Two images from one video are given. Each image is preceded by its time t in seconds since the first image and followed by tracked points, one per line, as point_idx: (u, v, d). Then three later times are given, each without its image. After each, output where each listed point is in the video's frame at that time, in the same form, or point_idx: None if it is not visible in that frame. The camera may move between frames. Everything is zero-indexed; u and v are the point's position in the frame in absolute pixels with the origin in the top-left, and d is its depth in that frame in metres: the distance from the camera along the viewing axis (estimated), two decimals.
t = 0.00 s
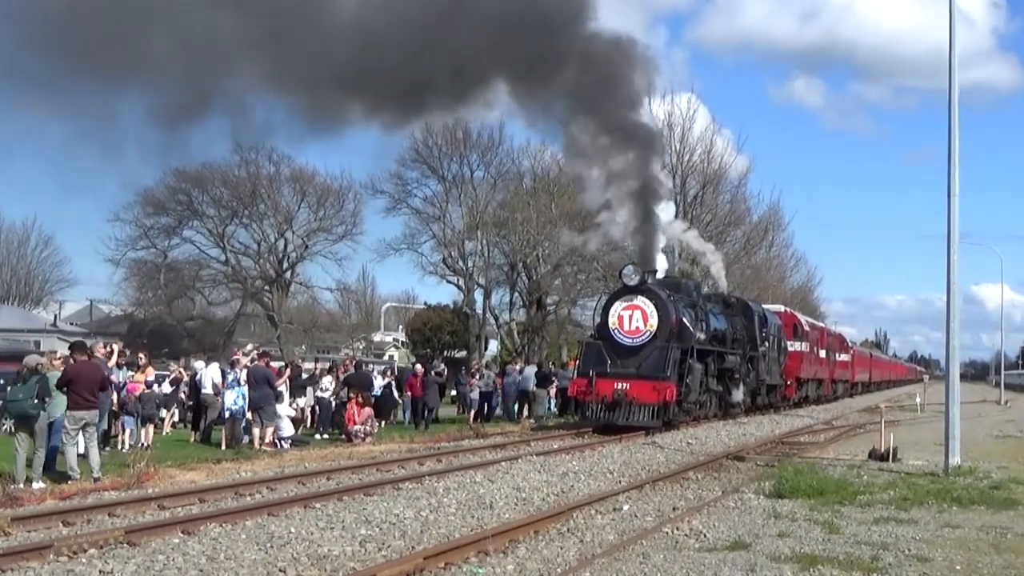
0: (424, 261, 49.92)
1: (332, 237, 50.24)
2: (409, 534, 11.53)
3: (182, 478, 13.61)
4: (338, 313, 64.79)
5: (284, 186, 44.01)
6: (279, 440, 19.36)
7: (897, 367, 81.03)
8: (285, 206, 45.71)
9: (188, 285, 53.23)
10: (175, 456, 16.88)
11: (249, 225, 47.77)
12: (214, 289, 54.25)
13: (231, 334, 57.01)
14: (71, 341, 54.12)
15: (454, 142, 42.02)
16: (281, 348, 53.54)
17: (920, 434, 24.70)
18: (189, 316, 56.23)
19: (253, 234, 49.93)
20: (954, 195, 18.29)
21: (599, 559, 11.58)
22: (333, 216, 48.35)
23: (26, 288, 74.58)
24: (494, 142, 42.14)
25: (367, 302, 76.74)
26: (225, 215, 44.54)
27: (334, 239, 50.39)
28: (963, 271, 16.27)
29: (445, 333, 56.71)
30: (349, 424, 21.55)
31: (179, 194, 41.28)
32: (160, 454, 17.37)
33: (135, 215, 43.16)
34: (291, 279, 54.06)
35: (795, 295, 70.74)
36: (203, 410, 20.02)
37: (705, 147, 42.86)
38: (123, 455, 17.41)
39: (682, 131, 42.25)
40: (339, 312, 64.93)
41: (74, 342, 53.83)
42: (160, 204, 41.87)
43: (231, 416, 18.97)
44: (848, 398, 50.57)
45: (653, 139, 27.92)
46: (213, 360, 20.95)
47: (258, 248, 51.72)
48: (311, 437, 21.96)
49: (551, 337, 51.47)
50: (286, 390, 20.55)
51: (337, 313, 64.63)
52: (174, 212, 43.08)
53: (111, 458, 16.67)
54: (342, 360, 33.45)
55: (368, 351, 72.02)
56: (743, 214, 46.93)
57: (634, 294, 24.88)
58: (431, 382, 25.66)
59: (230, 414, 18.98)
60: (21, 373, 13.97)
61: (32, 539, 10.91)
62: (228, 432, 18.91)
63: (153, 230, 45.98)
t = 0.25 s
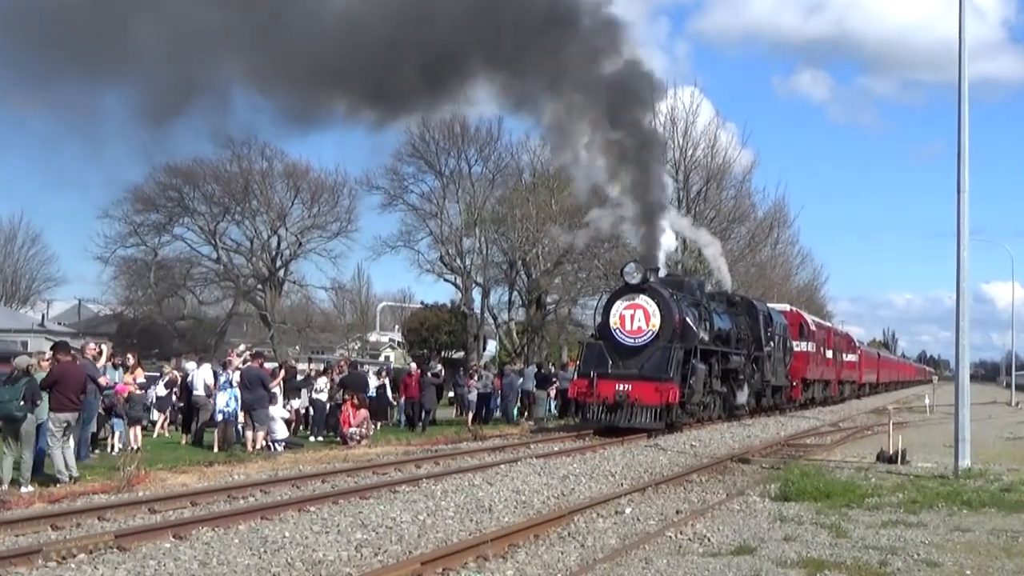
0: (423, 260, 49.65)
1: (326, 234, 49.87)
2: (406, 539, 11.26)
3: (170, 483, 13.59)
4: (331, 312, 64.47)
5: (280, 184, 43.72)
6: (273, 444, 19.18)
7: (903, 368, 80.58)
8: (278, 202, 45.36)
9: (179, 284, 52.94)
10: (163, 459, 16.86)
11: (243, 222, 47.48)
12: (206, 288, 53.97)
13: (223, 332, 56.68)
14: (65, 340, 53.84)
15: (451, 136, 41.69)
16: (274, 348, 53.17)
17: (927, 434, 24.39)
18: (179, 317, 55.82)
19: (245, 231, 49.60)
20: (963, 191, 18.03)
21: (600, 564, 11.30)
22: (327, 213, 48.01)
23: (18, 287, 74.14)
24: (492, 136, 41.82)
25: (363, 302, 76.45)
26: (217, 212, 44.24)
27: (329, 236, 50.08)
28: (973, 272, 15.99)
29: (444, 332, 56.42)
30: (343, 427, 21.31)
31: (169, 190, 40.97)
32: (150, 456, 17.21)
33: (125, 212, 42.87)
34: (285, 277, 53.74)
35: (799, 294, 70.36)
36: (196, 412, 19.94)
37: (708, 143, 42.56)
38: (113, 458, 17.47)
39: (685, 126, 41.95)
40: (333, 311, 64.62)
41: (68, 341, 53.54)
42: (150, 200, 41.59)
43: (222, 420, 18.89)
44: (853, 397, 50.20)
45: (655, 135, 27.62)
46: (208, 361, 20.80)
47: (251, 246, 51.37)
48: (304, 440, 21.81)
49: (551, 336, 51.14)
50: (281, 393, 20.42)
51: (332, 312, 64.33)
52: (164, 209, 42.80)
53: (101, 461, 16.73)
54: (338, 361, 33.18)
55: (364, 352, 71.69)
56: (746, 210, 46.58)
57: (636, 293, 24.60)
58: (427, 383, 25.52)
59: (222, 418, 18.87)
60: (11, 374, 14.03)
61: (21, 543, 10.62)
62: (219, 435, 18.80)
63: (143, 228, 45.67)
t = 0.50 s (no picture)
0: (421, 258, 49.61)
1: (325, 232, 49.84)
2: (405, 538, 11.24)
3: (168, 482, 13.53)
4: (329, 311, 64.45)
5: (277, 182, 43.66)
6: (271, 441, 19.14)
7: (903, 367, 80.50)
8: (276, 201, 45.30)
9: (178, 283, 52.89)
10: (162, 458, 16.70)
11: (240, 220, 47.44)
12: (203, 286, 53.88)
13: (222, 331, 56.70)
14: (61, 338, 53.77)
15: (449, 134, 41.65)
16: (272, 346, 53.16)
17: (926, 434, 24.36)
18: (178, 315, 55.92)
19: (243, 230, 49.52)
20: (963, 189, 17.99)
21: (599, 564, 11.27)
22: (325, 211, 47.94)
23: (16, 286, 73.91)
24: (491, 134, 41.74)
25: (361, 301, 76.38)
26: (215, 210, 44.18)
27: (327, 234, 50.05)
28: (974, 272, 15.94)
29: (442, 330, 56.38)
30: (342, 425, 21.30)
31: (167, 188, 40.92)
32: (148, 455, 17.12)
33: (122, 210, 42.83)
34: (283, 276, 53.70)
35: (799, 293, 70.32)
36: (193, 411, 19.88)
37: (706, 141, 42.51)
38: (111, 459, 17.31)
39: (684, 124, 41.90)
40: (331, 310, 64.60)
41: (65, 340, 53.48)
42: (148, 198, 41.54)
43: (221, 418, 18.84)
44: (852, 395, 50.14)
45: (653, 132, 27.56)
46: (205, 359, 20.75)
47: (249, 244, 51.32)
48: (302, 439, 21.78)
49: (549, 335, 51.12)
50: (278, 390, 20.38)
51: (329, 311, 64.31)
52: (161, 207, 42.75)
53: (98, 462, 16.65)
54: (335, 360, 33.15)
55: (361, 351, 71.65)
56: (745, 208, 46.53)
57: (634, 291, 24.55)
58: (425, 381, 25.54)
59: (220, 416, 18.82)
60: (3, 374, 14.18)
61: (19, 543, 10.59)
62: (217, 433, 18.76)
63: (140, 227, 45.62)
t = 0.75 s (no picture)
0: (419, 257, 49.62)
1: (323, 231, 49.83)
2: (403, 537, 11.23)
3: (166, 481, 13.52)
4: (327, 311, 64.47)
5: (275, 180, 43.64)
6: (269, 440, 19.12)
7: (902, 367, 80.47)
8: (274, 199, 45.30)
9: (176, 282, 52.88)
10: (160, 458, 16.55)
11: (238, 219, 47.43)
12: (201, 285, 53.87)
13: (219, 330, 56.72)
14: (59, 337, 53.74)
15: (447, 133, 41.64)
16: (271, 344, 53.14)
17: (925, 433, 24.37)
18: (176, 313, 56.00)
19: (241, 228, 49.51)
20: (960, 188, 17.99)
21: (597, 563, 11.27)
22: (323, 209, 47.93)
23: (14, 285, 73.84)
24: (489, 133, 41.72)
25: (359, 300, 76.41)
26: (213, 208, 44.15)
27: (325, 233, 50.03)
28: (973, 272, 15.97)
29: (440, 329, 56.37)
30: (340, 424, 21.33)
31: (166, 185, 40.91)
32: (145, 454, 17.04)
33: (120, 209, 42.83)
34: (282, 274, 53.68)
35: (797, 293, 70.32)
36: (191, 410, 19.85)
37: (704, 139, 42.52)
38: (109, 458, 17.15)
39: (682, 123, 41.90)
40: (329, 309, 64.62)
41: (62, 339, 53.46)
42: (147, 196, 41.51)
43: (218, 417, 18.82)
44: (851, 395, 50.12)
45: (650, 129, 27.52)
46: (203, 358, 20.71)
47: (248, 243, 51.29)
48: (300, 438, 21.76)
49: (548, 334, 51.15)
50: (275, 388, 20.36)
51: (327, 311, 64.32)
52: (159, 205, 42.76)
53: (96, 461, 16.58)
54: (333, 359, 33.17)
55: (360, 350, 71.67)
56: (743, 207, 46.52)
57: (633, 290, 24.54)
58: (424, 381, 25.56)
59: (217, 415, 18.79)
60: None
61: (17, 542, 10.58)
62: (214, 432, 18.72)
63: (139, 225, 45.62)
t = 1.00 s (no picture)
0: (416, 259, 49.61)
1: (320, 231, 49.80)
2: (400, 538, 11.23)
3: (164, 482, 13.53)
4: (324, 311, 64.45)
5: (272, 181, 43.61)
6: (266, 441, 19.14)
7: (899, 367, 80.58)
8: (272, 200, 45.30)
9: (173, 282, 52.82)
10: (158, 459, 16.60)
11: (236, 220, 47.40)
12: (198, 286, 53.85)
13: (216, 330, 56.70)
14: (56, 337, 53.68)
15: (444, 134, 41.62)
16: (268, 345, 53.12)
17: (924, 433, 24.36)
18: (173, 315, 55.96)
19: (238, 229, 49.50)
20: (958, 188, 18.00)
21: (595, 563, 11.27)
22: (321, 210, 47.90)
23: (12, 284, 73.83)
24: (487, 134, 41.70)
25: (357, 300, 76.43)
26: (210, 209, 44.10)
27: (322, 233, 50.01)
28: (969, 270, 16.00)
29: (437, 330, 56.38)
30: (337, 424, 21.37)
31: (163, 186, 40.86)
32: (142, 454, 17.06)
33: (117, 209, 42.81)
34: (279, 275, 53.64)
35: (795, 293, 70.41)
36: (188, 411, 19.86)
37: (702, 141, 42.55)
38: (106, 458, 17.24)
39: (680, 124, 41.92)
40: (327, 309, 64.61)
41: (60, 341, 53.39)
42: (144, 197, 41.52)
43: (215, 418, 18.84)
44: (847, 395, 50.20)
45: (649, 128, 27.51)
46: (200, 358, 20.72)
47: (245, 243, 51.23)
48: (297, 438, 21.76)
49: (545, 335, 51.21)
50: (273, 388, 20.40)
51: (325, 310, 64.31)
52: (156, 205, 42.72)
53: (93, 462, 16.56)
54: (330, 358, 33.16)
55: (357, 350, 71.67)
56: (741, 207, 46.55)
57: (630, 291, 24.55)
58: (421, 381, 25.61)
59: (215, 415, 18.79)
60: None
61: (15, 543, 10.56)
62: (211, 432, 18.74)
63: (137, 225, 45.58)
